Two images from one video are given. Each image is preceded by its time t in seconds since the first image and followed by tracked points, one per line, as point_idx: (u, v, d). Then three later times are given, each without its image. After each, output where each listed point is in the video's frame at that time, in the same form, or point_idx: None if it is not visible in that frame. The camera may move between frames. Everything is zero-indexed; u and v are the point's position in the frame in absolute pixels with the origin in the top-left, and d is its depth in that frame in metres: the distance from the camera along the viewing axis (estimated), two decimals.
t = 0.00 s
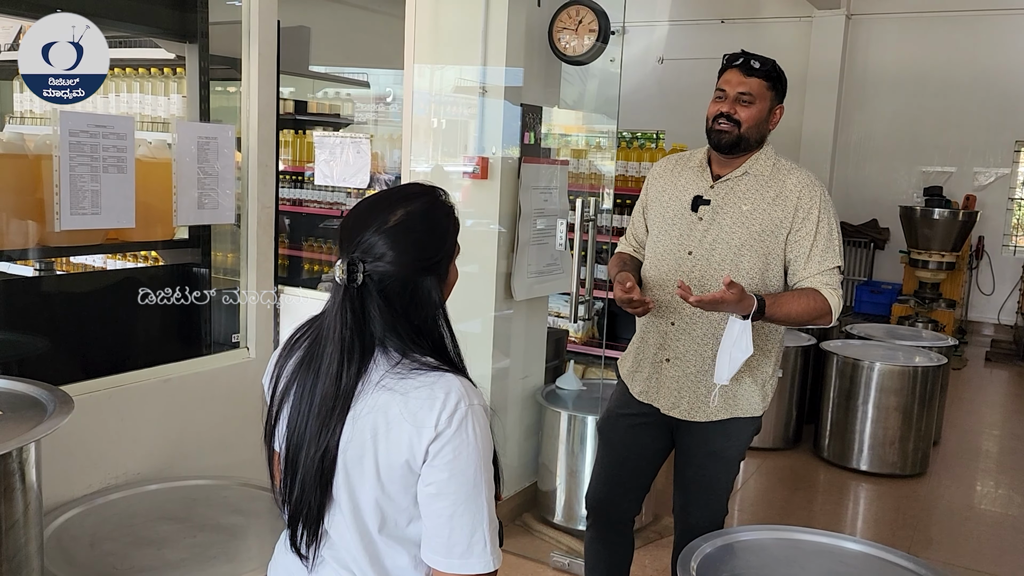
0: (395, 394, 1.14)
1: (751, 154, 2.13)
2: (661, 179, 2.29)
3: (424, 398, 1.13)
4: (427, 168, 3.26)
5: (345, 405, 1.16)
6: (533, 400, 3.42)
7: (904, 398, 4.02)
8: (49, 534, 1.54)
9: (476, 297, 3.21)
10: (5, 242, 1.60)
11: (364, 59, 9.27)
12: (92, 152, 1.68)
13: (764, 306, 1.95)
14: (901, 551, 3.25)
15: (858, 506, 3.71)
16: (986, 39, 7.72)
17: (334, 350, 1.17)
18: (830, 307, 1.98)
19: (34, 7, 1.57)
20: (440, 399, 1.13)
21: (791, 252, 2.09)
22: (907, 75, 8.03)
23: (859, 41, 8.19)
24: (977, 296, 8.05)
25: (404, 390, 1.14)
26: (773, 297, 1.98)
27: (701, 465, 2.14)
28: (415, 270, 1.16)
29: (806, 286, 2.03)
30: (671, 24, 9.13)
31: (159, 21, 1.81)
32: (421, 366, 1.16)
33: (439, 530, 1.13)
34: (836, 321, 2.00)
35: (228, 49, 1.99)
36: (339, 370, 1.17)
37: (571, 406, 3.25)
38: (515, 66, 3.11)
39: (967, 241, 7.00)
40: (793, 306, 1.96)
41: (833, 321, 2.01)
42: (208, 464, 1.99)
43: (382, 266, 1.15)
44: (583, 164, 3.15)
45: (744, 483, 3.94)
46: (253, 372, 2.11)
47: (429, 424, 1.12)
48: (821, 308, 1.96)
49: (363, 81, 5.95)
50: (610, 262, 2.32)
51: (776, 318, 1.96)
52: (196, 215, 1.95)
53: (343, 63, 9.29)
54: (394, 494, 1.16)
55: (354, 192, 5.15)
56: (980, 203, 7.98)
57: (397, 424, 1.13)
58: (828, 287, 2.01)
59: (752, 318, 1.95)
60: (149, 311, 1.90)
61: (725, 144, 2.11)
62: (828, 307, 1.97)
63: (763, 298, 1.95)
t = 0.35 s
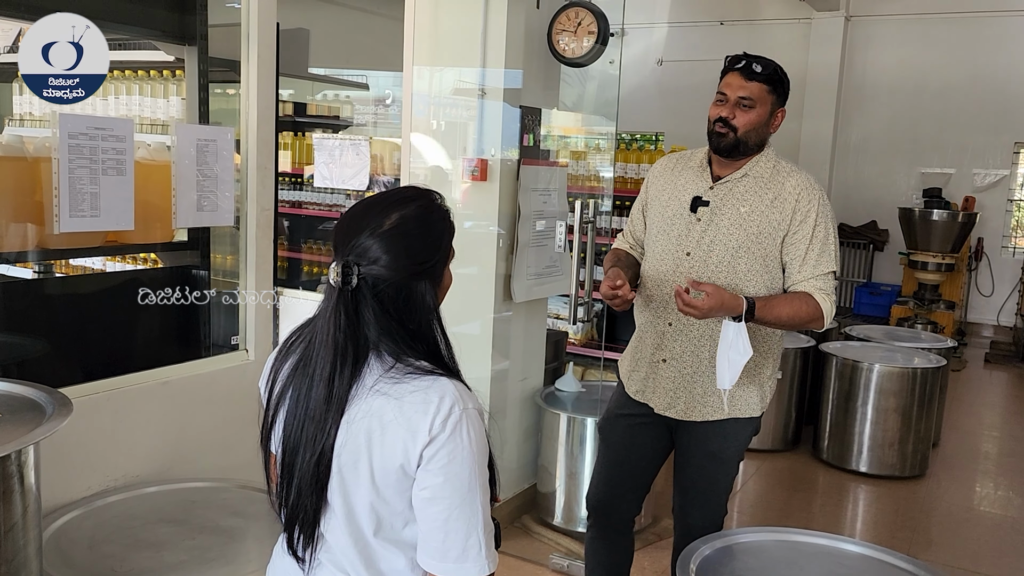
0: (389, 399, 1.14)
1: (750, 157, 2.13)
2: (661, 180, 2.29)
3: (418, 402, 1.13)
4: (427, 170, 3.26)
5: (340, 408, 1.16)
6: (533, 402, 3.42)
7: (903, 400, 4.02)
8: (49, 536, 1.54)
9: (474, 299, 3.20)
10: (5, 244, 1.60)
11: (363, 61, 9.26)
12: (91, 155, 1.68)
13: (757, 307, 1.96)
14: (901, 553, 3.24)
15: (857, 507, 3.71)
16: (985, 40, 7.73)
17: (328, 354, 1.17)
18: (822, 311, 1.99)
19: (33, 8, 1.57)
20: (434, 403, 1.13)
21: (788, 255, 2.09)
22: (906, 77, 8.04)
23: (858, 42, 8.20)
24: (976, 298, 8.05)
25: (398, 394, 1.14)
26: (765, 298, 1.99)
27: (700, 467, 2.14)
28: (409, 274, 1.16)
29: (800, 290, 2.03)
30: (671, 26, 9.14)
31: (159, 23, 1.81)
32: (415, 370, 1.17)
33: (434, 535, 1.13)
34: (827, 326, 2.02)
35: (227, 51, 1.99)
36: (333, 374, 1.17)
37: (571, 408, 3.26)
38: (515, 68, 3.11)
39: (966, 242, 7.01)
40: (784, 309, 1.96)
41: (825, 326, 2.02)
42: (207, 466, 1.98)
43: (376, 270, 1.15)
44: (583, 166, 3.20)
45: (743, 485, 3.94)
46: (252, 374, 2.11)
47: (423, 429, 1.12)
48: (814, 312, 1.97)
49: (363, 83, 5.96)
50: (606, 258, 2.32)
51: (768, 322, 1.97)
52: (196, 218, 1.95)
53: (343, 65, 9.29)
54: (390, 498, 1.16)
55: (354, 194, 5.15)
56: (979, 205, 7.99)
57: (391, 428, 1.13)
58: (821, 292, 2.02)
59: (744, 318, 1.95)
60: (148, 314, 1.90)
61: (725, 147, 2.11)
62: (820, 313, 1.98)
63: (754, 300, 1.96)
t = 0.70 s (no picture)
0: (384, 397, 1.14)
1: (751, 163, 2.14)
2: (661, 179, 2.29)
3: (411, 402, 1.13)
4: (424, 172, 3.26)
5: (335, 404, 1.16)
6: (531, 404, 3.43)
7: (901, 401, 4.02)
8: (46, 539, 1.53)
9: (472, 301, 3.20)
10: (4, 247, 1.60)
11: (361, 63, 9.25)
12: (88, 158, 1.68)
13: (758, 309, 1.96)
14: (899, 554, 3.24)
15: (855, 508, 3.71)
16: (982, 42, 7.74)
17: (325, 349, 1.17)
18: (821, 316, 1.99)
19: (30, 10, 1.57)
20: (428, 403, 1.13)
21: (786, 259, 2.09)
22: (903, 79, 8.06)
23: (855, 44, 8.21)
24: (974, 299, 8.06)
25: (392, 393, 1.14)
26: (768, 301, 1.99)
27: (696, 468, 2.15)
28: (409, 272, 1.17)
29: (800, 294, 2.03)
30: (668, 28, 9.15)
31: (156, 25, 1.81)
32: (409, 370, 1.17)
33: (426, 535, 1.13)
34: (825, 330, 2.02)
35: (225, 54, 1.99)
36: (329, 368, 1.17)
37: (569, 410, 3.26)
38: (512, 70, 3.11)
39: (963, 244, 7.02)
40: (785, 313, 1.97)
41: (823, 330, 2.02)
42: (204, 469, 1.98)
43: (377, 265, 1.15)
44: (581, 168, 3.24)
45: (741, 487, 3.94)
46: (249, 376, 2.11)
47: (415, 429, 1.12)
48: (811, 316, 1.98)
49: (360, 85, 5.95)
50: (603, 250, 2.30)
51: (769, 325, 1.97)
52: (193, 221, 1.95)
53: (341, 67, 9.29)
54: (383, 497, 1.16)
55: (352, 196, 5.15)
56: (976, 206, 8.00)
57: (385, 427, 1.13)
58: (821, 297, 2.02)
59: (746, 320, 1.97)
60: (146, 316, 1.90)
61: (725, 153, 2.11)
62: (819, 316, 1.98)
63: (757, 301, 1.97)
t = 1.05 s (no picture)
0: (382, 397, 1.14)
1: (750, 163, 2.13)
2: (659, 179, 2.28)
3: (409, 401, 1.13)
4: (422, 173, 3.26)
5: (332, 406, 1.16)
6: (529, 405, 3.43)
7: (900, 402, 4.02)
8: (44, 542, 1.53)
9: (470, 302, 3.19)
10: (3, 249, 1.59)
11: (359, 65, 9.25)
12: (86, 159, 1.68)
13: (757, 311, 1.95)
14: (898, 555, 3.24)
15: (854, 509, 3.71)
16: (979, 43, 7.75)
17: (323, 351, 1.17)
18: (818, 317, 1.98)
19: (27, 12, 1.57)
20: (426, 402, 1.13)
21: (784, 260, 2.09)
22: (901, 80, 8.07)
23: (853, 45, 8.22)
24: (973, 300, 8.07)
25: (390, 393, 1.14)
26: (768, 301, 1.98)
27: (695, 468, 2.15)
28: (403, 274, 1.16)
29: (796, 296, 2.03)
30: (666, 30, 9.17)
31: (154, 27, 1.81)
32: (407, 370, 1.16)
33: (426, 533, 1.13)
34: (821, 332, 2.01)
35: (223, 56, 1.99)
36: (327, 370, 1.17)
37: (568, 411, 3.26)
38: (510, 71, 3.11)
39: (961, 245, 7.02)
40: (785, 314, 1.96)
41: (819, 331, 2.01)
42: (202, 471, 1.98)
43: (371, 269, 1.15)
44: (578, 170, 3.20)
45: (741, 488, 3.94)
46: (247, 378, 2.10)
47: (414, 427, 1.12)
48: (809, 318, 1.97)
49: (359, 87, 5.96)
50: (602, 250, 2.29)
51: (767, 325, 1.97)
52: (191, 223, 1.94)
53: (339, 68, 9.30)
54: (382, 497, 1.16)
55: (351, 197, 5.16)
56: (974, 207, 8.01)
57: (383, 426, 1.13)
58: (817, 298, 2.01)
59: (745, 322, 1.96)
60: (145, 318, 1.90)
61: (724, 152, 2.10)
62: (816, 317, 1.98)
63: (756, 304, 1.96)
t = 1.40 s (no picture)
0: (382, 400, 1.14)
1: (744, 164, 2.14)
2: (655, 181, 2.29)
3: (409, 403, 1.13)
4: (422, 174, 3.25)
5: (331, 411, 1.16)
6: (529, 406, 3.43)
7: (900, 403, 4.02)
8: (43, 544, 1.53)
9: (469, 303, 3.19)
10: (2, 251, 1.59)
11: (358, 67, 9.24)
12: (85, 161, 1.68)
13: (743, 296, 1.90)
14: (898, 557, 3.24)
15: (854, 511, 3.71)
16: (978, 44, 7.76)
17: (319, 358, 1.17)
18: (804, 313, 1.97)
19: (27, 13, 1.57)
20: (426, 404, 1.13)
21: (777, 259, 2.09)
22: (900, 81, 8.08)
23: (852, 47, 8.23)
24: (972, 301, 8.07)
25: (389, 396, 1.14)
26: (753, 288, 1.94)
27: (696, 469, 2.15)
28: (398, 280, 1.17)
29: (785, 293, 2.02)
30: (666, 32, 9.17)
31: (154, 29, 1.81)
32: (405, 372, 1.17)
33: (428, 534, 1.13)
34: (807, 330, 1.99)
35: (223, 58, 1.99)
36: (324, 377, 1.16)
37: (568, 413, 3.26)
38: (510, 73, 3.11)
39: (961, 246, 7.03)
40: (769, 304, 1.93)
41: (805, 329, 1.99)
42: (202, 473, 1.98)
43: (366, 275, 1.15)
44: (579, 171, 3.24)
45: (740, 489, 3.94)
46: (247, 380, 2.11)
47: (414, 429, 1.12)
48: (796, 312, 1.95)
49: (358, 89, 5.96)
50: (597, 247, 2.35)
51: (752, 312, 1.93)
52: (190, 223, 1.94)
53: (339, 70, 9.30)
54: (383, 499, 1.16)
55: (350, 199, 5.16)
56: (974, 208, 8.01)
57: (383, 429, 1.13)
58: (806, 295, 2.01)
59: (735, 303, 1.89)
60: (145, 320, 1.90)
61: (718, 156, 2.11)
62: (802, 313, 1.96)
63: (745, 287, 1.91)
